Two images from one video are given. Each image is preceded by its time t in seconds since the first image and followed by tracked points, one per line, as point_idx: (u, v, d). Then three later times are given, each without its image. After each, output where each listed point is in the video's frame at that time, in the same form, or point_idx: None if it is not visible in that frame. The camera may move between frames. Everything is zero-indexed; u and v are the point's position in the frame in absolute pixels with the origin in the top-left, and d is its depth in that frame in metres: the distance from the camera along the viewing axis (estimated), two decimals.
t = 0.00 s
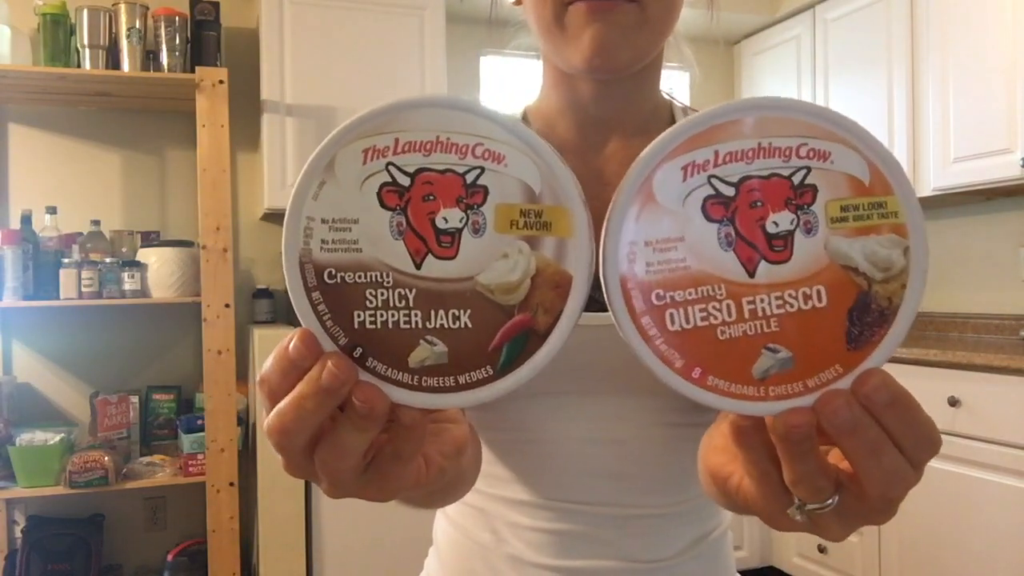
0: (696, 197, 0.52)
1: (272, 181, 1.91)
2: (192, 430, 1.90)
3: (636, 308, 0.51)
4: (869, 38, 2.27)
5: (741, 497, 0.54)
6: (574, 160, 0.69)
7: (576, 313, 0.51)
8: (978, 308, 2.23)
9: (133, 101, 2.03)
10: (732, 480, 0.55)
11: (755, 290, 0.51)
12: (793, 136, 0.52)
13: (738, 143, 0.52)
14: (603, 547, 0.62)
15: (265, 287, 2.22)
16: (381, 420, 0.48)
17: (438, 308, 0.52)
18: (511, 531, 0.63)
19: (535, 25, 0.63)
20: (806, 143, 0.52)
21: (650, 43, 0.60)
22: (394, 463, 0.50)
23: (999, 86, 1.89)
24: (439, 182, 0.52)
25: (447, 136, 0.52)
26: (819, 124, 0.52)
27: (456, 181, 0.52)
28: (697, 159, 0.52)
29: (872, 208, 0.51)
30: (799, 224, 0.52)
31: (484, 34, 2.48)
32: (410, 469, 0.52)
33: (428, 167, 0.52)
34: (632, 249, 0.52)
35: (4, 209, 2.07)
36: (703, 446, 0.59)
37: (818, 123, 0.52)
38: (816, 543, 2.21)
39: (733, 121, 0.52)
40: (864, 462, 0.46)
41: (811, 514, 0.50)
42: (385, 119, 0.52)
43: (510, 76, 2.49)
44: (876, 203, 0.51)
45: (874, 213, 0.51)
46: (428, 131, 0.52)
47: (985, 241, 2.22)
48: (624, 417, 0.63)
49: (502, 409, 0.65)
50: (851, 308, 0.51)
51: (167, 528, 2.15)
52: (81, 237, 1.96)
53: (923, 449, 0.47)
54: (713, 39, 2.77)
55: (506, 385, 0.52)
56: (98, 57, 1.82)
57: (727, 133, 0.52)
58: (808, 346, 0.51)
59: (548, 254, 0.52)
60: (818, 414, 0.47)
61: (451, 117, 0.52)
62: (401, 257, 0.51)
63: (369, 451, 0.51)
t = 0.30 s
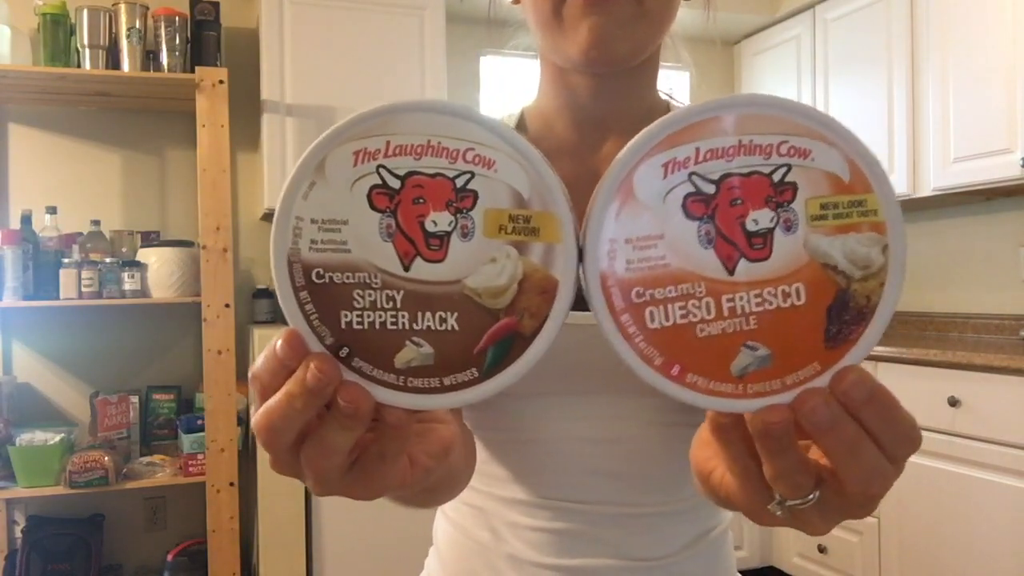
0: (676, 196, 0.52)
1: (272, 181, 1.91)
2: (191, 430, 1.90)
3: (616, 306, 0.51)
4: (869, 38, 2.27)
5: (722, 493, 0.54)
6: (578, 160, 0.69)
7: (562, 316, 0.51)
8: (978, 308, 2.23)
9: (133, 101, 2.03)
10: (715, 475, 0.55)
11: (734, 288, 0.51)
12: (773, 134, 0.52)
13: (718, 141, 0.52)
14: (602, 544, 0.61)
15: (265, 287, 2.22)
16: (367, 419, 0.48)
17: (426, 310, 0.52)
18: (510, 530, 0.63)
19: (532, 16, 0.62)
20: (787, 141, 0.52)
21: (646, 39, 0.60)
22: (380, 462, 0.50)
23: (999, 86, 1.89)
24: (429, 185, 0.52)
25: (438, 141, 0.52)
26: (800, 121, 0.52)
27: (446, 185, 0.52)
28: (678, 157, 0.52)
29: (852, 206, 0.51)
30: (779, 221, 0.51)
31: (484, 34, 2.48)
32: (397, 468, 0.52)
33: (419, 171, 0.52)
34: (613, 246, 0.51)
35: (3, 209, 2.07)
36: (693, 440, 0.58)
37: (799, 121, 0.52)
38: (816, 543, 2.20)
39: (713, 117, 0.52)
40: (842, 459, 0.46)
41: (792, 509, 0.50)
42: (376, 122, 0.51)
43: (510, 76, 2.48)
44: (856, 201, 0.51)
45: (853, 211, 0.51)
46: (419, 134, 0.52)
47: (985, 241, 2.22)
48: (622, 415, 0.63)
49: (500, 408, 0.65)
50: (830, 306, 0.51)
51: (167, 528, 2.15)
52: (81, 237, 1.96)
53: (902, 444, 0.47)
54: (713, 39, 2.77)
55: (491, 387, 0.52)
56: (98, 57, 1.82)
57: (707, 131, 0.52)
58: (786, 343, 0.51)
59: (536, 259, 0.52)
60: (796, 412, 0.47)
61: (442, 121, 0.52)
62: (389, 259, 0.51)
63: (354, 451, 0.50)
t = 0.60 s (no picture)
0: (664, 201, 0.51)
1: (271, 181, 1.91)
2: (191, 430, 1.90)
3: (599, 307, 0.51)
4: (869, 38, 2.27)
5: (698, 491, 0.53)
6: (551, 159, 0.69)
7: (547, 312, 0.51)
8: (978, 308, 2.23)
9: (133, 101, 2.03)
10: (692, 476, 0.53)
11: (717, 294, 0.51)
12: (762, 145, 0.51)
13: (708, 148, 0.51)
14: (602, 544, 0.61)
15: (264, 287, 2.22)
16: (351, 411, 0.46)
17: (411, 302, 0.50)
18: (510, 530, 0.63)
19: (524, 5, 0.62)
20: (775, 152, 0.51)
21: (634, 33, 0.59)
22: (364, 455, 0.49)
23: (999, 86, 1.89)
24: (416, 176, 0.50)
25: (426, 132, 0.51)
26: (788, 133, 0.52)
27: (434, 176, 0.51)
28: (668, 162, 0.51)
29: (834, 219, 0.51)
30: (763, 231, 0.51)
31: (484, 33, 2.48)
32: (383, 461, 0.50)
33: (406, 162, 0.50)
34: (600, 248, 0.51)
35: (4, 209, 2.07)
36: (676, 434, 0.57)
37: (787, 132, 0.52)
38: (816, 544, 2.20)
39: (702, 125, 0.51)
40: (817, 466, 0.46)
41: (768, 508, 0.50)
42: (364, 112, 0.50)
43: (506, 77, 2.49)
44: (839, 214, 0.51)
45: (836, 223, 0.51)
46: (407, 125, 0.50)
47: (985, 241, 2.22)
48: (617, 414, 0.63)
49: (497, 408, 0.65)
50: (809, 316, 0.51)
51: (167, 528, 2.15)
52: (81, 237, 1.95)
53: (879, 450, 0.47)
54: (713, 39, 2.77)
55: (476, 380, 0.51)
56: (98, 57, 1.82)
57: (697, 138, 0.51)
58: (766, 351, 0.50)
59: (522, 252, 0.51)
60: (772, 419, 0.47)
61: (429, 113, 0.51)
62: (374, 249, 0.50)
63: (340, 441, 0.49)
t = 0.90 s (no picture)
0: (648, 200, 0.51)
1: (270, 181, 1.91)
2: (191, 430, 1.90)
3: (578, 303, 0.50)
4: (869, 38, 2.27)
5: (673, 486, 0.53)
6: (543, 159, 0.69)
7: (528, 306, 0.50)
8: (978, 308, 2.23)
9: (133, 101, 2.03)
10: (670, 472, 0.53)
11: (694, 295, 0.51)
12: (748, 150, 0.51)
13: (693, 151, 0.51)
14: (604, 542, 0.61)
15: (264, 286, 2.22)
16: (336, 402, 0.46)
17: (394, 296, 0.50)
18: (511, 529, 0.63)
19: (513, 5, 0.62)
20: (759, 158, 0.51)
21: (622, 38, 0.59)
22: (350, 446, 0.49)
23: (999, 86, 1.89)
24: (398, 171, 0.50)
25: (408, 127, 0.50)
26: (774, 141, 0.51)
27: (416, 171, 0.50)
28: (653, 162, 0.51)
29: (814, 227, 0.51)
30: (744, 235, 0.51)
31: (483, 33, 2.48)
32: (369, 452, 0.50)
33: (388, 157, 0.50)
34: (582, 244, 0.50)
35: (3, 210, 2.07)
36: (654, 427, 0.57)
37: (774, 140, 0.51)
38: (816, 544, 2.20)
39: (690, 127, 0.51)
40: (787, 469, 0.47)
41: (741, 502, 0.51)
42: (346, 107, 0.49)
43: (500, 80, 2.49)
44: (819, 222, 0.51)
45: (816, 232, 0.51)
46: (389, 120, 0.50)
47: (985, 240, 2.22)
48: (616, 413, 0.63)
49: (495, 407, 0.64)
50: (783, 322, 0.51)
51: (167, 529, 2.15)
52: (81, 237, 1.95)
53: (851, 454, 0.47)
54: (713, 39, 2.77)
55: (459, 372, 0.50)
56: (98, 57, 1.82)
57: (683, 139, 0.51)
58: (740, 355, 0.50)
59: (504, 246, 0.51)
60: (742, 422, 0.47)
61: (412, 108, 0.50)
62: (358, 244, 0.50)
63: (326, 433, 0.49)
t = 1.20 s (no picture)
0: (634, 216, 0.51)
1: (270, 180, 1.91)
2: (191, 430, 1.90)
3: (563, 316, 0.50)
4: (870, 37, 2.26)
5: (661, 492, 0.54)
6: (535, 161, 0.70)
7: (499, 322, 0.50)
8: (978, 308, 2.23)
9: (133, 101, 2.03)
10: (657, 478, 0.54)
11: (678, 310, 0.51)
12: (734, 167, 0.51)
13: (680, 167, 0.51)
14: (603, 542, 0.62)
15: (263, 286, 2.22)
16: (312, 420, 0.47)
17: (366, 314, 0.50)
18: (508, 530, 0.64)
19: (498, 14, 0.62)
20: (746, 174, 0.51)
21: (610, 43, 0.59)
22: (330, 460, 0.48)
23: (999, 86, 1.88)
24: (367, 192, 0.50)
25: (377, 148, 0.50)
26: (761, 158, 0.51)
27: (385, 192, 0.50)
28: (640, 178, 0.51)
29: (799, 244, 0.51)
30: (728, 251, 0.51)
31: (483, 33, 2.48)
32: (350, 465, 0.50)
33: (356, 178, 0.50)
34: (567, 259, 0.50)
35: (4, 209, 2.07)
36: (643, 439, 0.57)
37: (760, 157, 0.51)
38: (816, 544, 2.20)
39: (676, 144, 0.51)
40: (768, 480, 0.47)
41: (726, 512, 0.51)
42: (315, 129, 0.49)
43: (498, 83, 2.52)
44: (804, 239, 0.51)
45: (800, 249, 0.51)
46: (357, 142, 0.50)
47: (985, 240, 2.22)
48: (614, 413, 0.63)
49: (491, 409, 0.64)
50: (766, 337, 0.51)
51: (167, 528, 2.15)
52: (81, 237, 1.95)
53: (835, 466, 0.47)
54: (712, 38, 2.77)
55: (432, 390, 0.50)
56: (98, 57, 1.83)
57: (670, 156, 0.51)
58: (723, 369, 0.50)
59: (474, 264, 0.51)
60: (724, 433, 0.47)
61: (380, 128, 0.50)
62: (329, 264, 0.49)
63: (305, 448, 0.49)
